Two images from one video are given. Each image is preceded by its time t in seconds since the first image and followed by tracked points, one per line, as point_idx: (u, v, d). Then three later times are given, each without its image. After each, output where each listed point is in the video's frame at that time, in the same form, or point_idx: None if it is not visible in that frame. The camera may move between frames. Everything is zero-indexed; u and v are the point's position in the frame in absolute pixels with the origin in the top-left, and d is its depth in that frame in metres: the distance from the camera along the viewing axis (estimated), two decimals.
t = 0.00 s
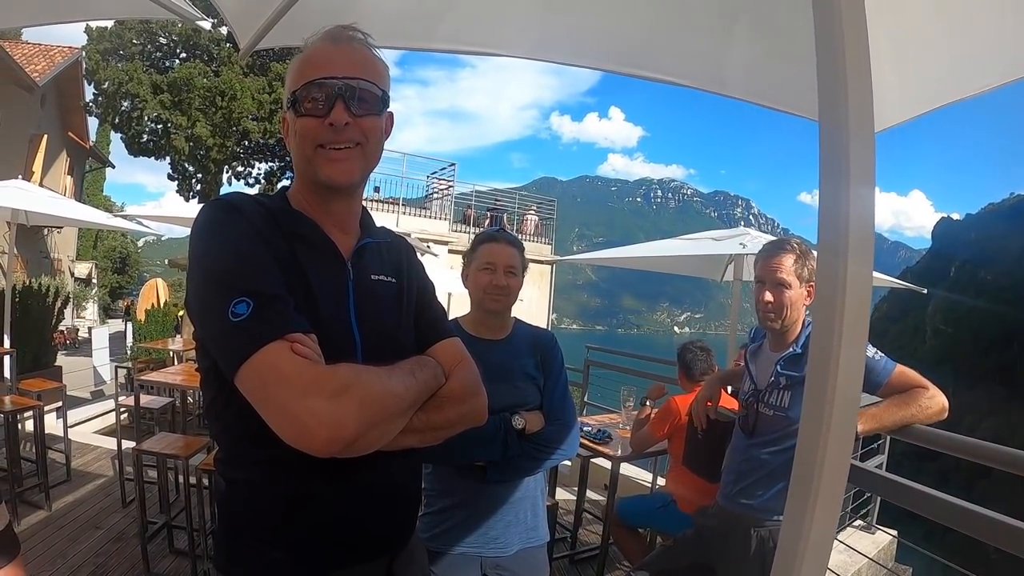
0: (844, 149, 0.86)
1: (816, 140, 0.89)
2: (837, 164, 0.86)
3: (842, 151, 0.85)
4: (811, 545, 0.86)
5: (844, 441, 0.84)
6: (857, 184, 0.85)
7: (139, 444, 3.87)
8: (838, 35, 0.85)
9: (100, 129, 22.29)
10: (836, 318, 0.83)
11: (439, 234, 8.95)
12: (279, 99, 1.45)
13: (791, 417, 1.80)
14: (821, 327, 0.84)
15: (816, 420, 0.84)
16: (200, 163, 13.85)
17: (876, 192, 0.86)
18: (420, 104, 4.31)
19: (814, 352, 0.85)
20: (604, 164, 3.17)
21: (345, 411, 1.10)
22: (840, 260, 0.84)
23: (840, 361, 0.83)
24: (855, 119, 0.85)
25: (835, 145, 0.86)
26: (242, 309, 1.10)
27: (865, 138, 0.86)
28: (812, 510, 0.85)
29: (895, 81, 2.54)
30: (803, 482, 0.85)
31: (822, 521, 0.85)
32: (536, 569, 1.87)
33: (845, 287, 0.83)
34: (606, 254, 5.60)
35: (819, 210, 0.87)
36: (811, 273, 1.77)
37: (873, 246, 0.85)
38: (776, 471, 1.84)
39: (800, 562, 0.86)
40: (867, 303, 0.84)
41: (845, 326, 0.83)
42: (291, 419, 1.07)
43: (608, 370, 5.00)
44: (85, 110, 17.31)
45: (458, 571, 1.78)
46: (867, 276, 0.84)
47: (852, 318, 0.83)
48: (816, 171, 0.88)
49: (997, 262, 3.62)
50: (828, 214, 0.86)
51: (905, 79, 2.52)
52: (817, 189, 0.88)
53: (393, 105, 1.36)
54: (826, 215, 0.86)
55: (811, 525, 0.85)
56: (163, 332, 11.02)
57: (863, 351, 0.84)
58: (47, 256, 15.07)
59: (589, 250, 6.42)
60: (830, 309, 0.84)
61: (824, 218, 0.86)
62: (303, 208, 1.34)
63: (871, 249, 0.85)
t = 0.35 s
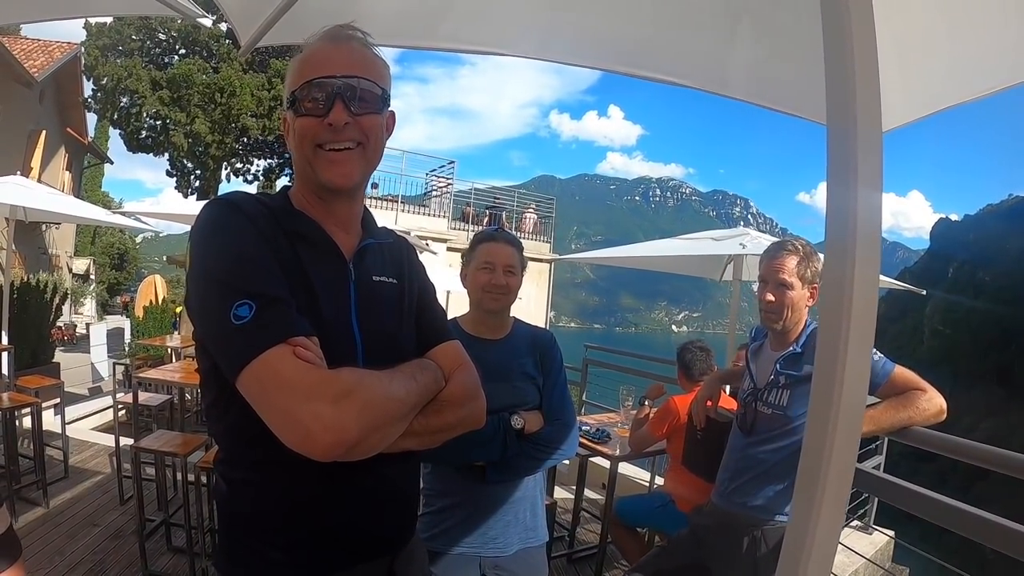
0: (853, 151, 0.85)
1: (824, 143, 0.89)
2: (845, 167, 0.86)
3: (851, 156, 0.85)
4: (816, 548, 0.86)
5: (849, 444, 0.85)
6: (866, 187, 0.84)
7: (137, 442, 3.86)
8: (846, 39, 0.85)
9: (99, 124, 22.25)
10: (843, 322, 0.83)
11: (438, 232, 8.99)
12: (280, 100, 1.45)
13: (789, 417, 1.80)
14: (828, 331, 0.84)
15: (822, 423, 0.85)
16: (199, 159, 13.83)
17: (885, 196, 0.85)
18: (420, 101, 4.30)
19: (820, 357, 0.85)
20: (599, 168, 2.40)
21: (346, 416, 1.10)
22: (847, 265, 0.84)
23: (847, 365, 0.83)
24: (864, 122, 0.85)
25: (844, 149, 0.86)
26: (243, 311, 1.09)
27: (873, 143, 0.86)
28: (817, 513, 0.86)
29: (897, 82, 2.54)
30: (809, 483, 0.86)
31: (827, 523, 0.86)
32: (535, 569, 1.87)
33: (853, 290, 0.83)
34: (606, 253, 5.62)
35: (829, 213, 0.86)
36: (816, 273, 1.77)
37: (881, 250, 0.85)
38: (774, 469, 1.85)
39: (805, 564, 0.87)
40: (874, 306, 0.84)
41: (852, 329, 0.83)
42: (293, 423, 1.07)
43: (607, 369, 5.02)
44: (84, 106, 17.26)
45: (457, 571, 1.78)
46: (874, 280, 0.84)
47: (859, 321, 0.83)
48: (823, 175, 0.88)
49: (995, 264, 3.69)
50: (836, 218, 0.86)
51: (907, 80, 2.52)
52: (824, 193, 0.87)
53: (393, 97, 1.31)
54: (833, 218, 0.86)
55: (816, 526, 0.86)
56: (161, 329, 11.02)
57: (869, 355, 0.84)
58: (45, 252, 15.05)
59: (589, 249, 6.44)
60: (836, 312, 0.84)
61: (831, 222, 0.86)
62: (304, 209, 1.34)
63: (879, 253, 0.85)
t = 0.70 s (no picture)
0: (859, 146, 0.85)
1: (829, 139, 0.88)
2: (852, 163, 0.85)
3: (857, 152, 0.85)
4: (824, 541, 0.85)
5: (856, 437, 0.84)
6: (874, 182, 0.84)
7: (132, 439, 3.84)
8: (853, 34, 0.85)
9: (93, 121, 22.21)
10: (851, 316, 0.83)
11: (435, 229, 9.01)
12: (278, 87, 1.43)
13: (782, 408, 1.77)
14: (834, 321, 0.84)
15: (827, 417, 0.84)
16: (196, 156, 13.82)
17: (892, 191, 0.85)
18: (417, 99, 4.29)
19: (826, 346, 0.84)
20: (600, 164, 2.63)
21: (340, 406, 1.08)
22: (854, 261, 0.83)
23: (853, 360, 0.82)
24: (871, 117, 0.84)
25: (851, 143, 0.85)
26: (237, 299, 1.08)
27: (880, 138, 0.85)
28: (824, 508, 0.84)
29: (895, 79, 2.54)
30: (815, 478, 0.85)
31: (834, 519, 0.85)
32: (533, 566, 1.86)
33: (861, 284, 0.82)
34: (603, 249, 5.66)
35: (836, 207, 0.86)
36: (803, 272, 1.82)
37: (887, 245, 0.84)
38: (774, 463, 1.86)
39: (812, 557, 0.86)
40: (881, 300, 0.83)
41: (859, 323, 0.82)
42: (287, 412, 1.05)
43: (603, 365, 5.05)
44: (81, 103, 17.23)
45: (455, 568, 1.78)
46: (880, 275, 0.83)
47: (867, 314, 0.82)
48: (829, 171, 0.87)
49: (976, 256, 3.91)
50: (844, 214, 0.85)
51: (903, 78, 2.53)
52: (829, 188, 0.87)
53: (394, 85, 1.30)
54: (840, 213, 0.86)
55: (823, 518, 0.85)
56: (158, 327, 11.00)
57: (876, 351, 0.83)
58: (41, 249, 15.02)
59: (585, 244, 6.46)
60: (843, 305, 0.83)
61: (838, 219, 0.86)
62: (300, 197, 1.32)
63: (885, 248, 0.84)
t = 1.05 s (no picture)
0: (916, 144, 0.79)
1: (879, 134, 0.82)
2: (904, 161, 0.80)
3: (913, 149, 0.79)
4: (876, 553, 0.80)
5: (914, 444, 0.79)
6: (931, 181, 0.78)
7: (122, 436, 3.74)
8: (905, 23, 0.79)
9: (89, 117, 22.04)
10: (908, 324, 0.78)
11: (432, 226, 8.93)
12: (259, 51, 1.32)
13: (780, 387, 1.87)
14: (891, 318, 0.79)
15: (883, 422, 0.80)
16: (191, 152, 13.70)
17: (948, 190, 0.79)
18: (413, 95, 4.17)
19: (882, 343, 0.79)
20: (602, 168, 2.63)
21: (312, 401, 0.98)
22: (911, 264, 0.78)
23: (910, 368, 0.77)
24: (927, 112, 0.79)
25: (906, 138, 0.79)
26: (199, 279, 0.97)
27: (937, 133, 0.79)
28: (877, 519, 0.80)
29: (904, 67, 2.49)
30: (867, 492, 0.81)
31: (889, 531, 0.80)
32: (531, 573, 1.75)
33: (917, 289, 0.77)
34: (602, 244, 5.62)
35: (885, 208, 0.81)
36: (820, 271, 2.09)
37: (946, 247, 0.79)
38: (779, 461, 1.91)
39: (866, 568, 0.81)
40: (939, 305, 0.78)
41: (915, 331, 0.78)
42: (253, 407, 0.95)
43: (602, 362, 4.98)
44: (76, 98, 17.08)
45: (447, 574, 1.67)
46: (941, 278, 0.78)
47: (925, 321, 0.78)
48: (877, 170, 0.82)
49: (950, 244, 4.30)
50: (897, 215, 0.80)
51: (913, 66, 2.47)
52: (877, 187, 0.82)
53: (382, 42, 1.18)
54: (892, 214, 0.80)
55: (877, 524, 0.80)
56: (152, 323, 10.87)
57: (934, 359, 0.78)
58: (36, 246, 14.86)
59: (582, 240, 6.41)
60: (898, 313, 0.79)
61: (891, 219, 0.80)
62: (277, 171, 1.22)
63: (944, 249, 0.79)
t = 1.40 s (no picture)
0: (959, 151, 0.75)
1: (914, 141, 0.78)
2: (946, 171, 0.76)
3: (956, 151, 0.75)
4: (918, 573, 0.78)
5: (956, 460, 0.77)
6: (977, 193, 0.75)
7: (109, 434, 3.64)
8: (944, 24, 0.76)
9: (81, 115, 21.84)
10: (951, 343, 0.75)
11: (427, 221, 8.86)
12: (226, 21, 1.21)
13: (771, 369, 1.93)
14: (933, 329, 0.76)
15: (923, 438, 0.77)
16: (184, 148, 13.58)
17: (993, 201, 0.75)
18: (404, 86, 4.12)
19: (926, 353, 0.76)
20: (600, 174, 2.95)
21: (265, 399, 0.88)
22: (954, 281, 0.74)
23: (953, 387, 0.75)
24: (970, 119, 0.75)
25: (947, 147, 0.75)
26: (140, 266, 0.87)
27: (981, 139, 0.75)
28: (917, 537, 0.78)
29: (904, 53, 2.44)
30: (905, 515, 0.78)
31: (930, 548, 0.78)
32: None
33: (960, 307, 0.74)
34: (597, 238, 5.56)
35: (923, 220, 0.78)
36: (826, 263, 2.04)
37: (990, 260, 0.75)
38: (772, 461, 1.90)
39: None
40: (984, 324, 0.75)
41: (959, 354, 0.75)
42: (198, 407, 0.86)
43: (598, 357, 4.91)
44: (68, 95, 16.90)
45: None
46: (984, 299, 0.75)
47: (970, 341, 0.75)
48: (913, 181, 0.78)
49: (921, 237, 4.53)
50: (938, 229, 0.76)
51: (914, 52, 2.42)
52: (915, 201, 0.78)
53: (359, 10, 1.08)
54: (934, 228, 0.77)
55: (918, 544, 0.78)
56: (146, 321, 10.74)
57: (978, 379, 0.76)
58: (28, 244, 14.70)
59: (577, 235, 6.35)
60: (941, 333, 0.75)
61: (930, 232, 0.77)
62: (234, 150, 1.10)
63: (990, 265, 0.75)
